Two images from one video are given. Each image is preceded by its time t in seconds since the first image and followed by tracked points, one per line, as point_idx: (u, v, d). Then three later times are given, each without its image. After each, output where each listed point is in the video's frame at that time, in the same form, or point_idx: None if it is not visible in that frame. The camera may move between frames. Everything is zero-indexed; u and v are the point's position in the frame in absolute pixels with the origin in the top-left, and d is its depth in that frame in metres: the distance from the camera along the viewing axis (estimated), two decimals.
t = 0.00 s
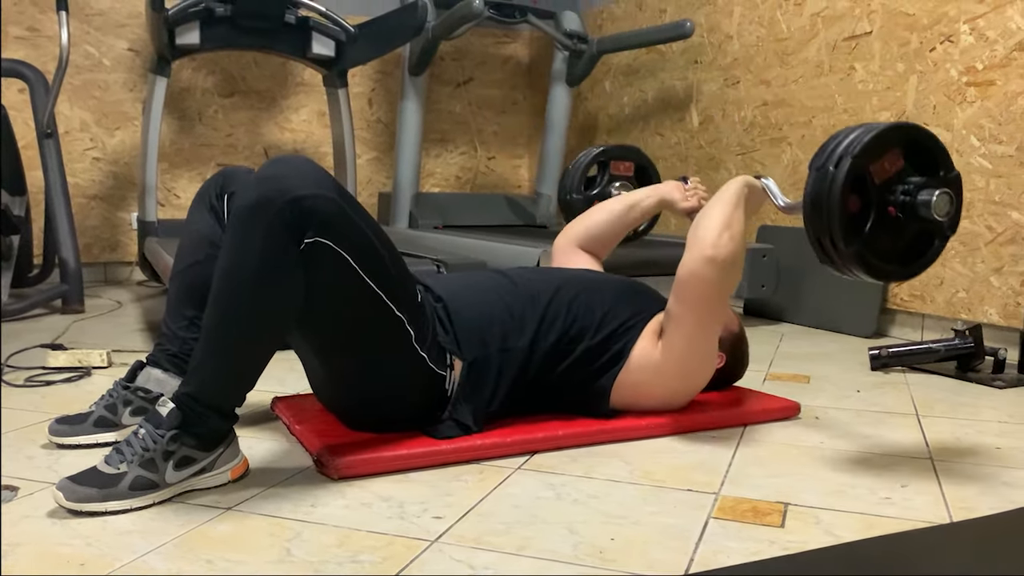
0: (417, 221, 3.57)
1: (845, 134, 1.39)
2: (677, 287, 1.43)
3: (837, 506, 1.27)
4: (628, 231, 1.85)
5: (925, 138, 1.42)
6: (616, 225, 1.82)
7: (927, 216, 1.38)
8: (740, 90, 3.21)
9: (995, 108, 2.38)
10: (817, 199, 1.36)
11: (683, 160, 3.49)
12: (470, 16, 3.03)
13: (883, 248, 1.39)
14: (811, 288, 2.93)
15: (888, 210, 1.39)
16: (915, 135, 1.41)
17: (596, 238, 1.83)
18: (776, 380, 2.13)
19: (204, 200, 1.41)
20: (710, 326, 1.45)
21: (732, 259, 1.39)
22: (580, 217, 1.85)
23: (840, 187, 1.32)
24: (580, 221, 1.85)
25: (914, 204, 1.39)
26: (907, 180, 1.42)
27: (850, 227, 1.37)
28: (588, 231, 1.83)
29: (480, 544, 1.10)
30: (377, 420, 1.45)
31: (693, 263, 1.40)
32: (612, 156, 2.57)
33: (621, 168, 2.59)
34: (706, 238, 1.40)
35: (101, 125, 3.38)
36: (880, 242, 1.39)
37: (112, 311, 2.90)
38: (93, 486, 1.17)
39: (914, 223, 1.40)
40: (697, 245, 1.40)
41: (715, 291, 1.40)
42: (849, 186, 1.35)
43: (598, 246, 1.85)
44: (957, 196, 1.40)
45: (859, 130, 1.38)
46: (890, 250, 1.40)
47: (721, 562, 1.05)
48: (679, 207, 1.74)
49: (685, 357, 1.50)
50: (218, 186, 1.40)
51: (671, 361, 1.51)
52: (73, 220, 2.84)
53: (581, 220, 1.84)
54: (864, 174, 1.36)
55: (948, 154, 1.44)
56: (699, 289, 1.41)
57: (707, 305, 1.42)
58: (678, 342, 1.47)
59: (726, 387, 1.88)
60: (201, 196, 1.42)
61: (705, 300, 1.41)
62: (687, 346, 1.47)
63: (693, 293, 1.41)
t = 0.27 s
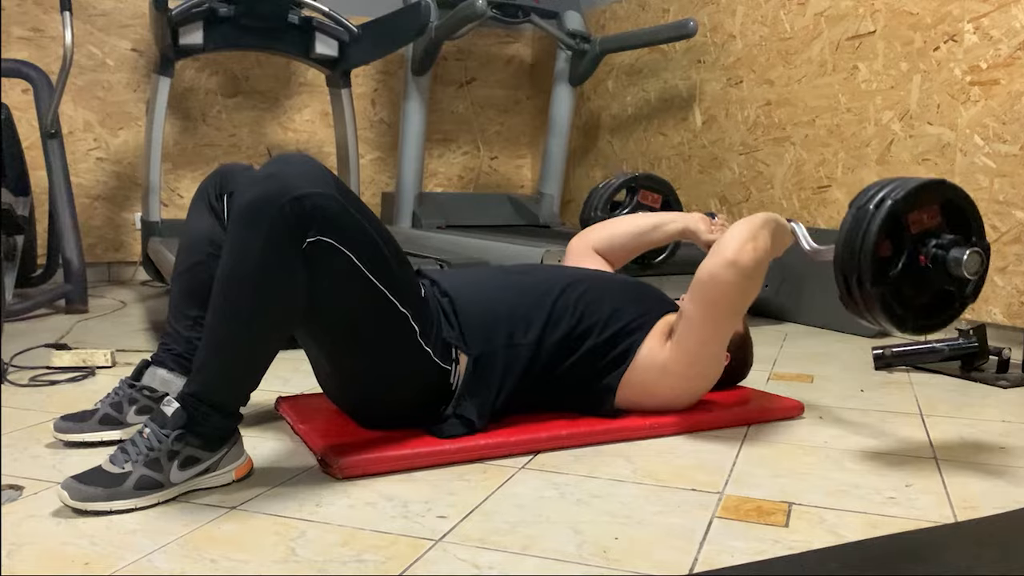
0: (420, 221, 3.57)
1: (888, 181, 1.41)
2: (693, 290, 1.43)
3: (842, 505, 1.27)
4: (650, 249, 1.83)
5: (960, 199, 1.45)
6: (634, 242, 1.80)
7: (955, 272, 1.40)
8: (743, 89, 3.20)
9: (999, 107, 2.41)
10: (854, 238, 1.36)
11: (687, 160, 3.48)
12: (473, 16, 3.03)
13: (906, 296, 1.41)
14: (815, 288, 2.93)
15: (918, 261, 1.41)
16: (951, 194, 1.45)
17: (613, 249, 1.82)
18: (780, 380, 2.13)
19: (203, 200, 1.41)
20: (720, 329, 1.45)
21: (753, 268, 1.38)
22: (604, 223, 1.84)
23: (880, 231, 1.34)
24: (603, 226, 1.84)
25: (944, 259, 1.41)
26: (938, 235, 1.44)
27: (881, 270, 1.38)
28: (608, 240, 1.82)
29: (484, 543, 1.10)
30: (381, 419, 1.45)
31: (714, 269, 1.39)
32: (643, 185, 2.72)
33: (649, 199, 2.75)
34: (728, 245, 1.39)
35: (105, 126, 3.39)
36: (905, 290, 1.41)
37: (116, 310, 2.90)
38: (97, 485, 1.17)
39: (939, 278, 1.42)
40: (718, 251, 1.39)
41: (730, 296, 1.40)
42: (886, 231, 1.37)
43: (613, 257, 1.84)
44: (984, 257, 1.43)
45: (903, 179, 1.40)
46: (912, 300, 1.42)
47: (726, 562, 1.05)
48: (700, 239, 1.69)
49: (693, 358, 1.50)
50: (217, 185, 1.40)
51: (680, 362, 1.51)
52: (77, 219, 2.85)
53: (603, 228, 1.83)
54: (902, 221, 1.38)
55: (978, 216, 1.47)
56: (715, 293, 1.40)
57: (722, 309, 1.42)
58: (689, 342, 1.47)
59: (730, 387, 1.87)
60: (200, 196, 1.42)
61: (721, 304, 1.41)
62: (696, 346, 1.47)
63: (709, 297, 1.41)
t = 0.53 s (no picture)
0: (423, 219, 3.57)
1: (908, 228, 1.44)
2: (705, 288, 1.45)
3: (845, 503, 1.27)
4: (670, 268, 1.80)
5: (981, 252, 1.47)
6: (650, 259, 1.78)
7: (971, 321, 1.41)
8: (746, 87, 3.20)
9: (1003, 105, 2.39)
10: (870, 278, 1.40)
11: (689, 158, 3.48)
12: (477, 14, 3.02)
13: (920, 340, 1.42)
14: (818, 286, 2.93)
15: (934, 306, 1.42)
16: (972, 245, 1.47)
17: (628, 259, 1.79)
18: (783, 378, 2.13)
19: (205, 198, 1.41)
20: (728, 332, 1.46)
21: (767, 270, 1.40)
22: (628, 233, 1.82)
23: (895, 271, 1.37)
24: (626, 235, 1.82)
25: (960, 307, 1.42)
26: (957, 284, 1.46)
27: (896, 310, 1.40)
28: (627, 249, 1.79)
29: (487, 541, 1.10)
30: (386, 415, 1.45)
31: (730, 270, 1.41)
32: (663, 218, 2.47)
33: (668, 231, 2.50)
34: (747, 249, 1.41)
35: (108, 124, 3.39)
36: (920, 334, 1.42)
37: (118, 308, 2.91)
38: (101, 482, 1.17)
39: (955, 325, 1.43)
40: (736, 254, 1.41)
41: (743, 298, 1.41)
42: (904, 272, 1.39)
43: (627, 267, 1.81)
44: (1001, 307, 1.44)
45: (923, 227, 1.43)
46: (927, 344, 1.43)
47: (729, 560, 1.05)
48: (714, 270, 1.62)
49: (700, 358, 1.50)
50: (218, 183, 1.40)
51: (685, 361, 1.51)
52: (80, 218, 2.85)
53: (625, 237, 1.81)
54: (920, 265, 1.40)
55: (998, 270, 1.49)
56: (726, 292, 1.41)
57: (734, 310, 1.43)
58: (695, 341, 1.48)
59: (733, 386, 1.87)
60: (202, 195, 1.41)
61: (733, 305, 1.42)
62: (703, 345, 1.48)
63: (721, 298, 1.42)
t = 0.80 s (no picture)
0: (423, 218, 3.57)
1: (895, 231, 1.44)
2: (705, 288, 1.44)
3: (844, 504, 1.27)
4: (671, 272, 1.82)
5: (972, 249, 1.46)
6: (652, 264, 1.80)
7: (963, 321, 1.39)
8: (747, 87, 3.20)
9: (1004, 105, 2.38)
10: (859, 282, 1.39)
11: (690, 158, 3.48)
12: (478, 12, 3.02)
13: (912, 344, 1.42)
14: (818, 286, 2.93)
15: (926, 307, 1.42)
16: (961, 244, 1.46)
17: (630, 261, 1.80)
18: (783, 378, 2.13)
19: (207, 197, 1.41)
20: (728, 332, 1.46)
21: (768, 270, 1.40)
22: (629, 234, 1.82)
23: (884, 274, 1.36)
24: (628, 236, 1.82)
25: (952, 307, 1.40)
26: (947, 284, 1.44)
27: (886, 313, 1.39)
28: (629, 251, 1.80)
29: (487, 540, 1.10)
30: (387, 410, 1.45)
31: (730, 269, 1.40)
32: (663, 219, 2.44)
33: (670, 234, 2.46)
34: (748, 247, 1.41)
35: (109, 121, 3.39)
36: (911, 337, 1.42)
37: (119, 306, 2.91)
38: (104, 479, 1.17)
39: (947, 326, 1.42)
40: (736, 253, 1.41)
41: (743, 298, 1.41)
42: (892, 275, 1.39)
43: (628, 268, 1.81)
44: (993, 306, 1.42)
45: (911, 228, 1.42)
46: (919, 346, 1.43)
47: (728, 560, 1.05)
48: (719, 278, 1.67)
49: (701, 358, 1.50)
50: (220, 181, 1.40)
51: (686, 361, 1.51)
52: (80, 215, 2.85)
53: (626, 239, 1.82)
54: (909, 267, 1.40)
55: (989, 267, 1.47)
56: (728, 292, 1.41)
57: (735, 310, 1.43)
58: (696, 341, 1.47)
59: (733, 386, 1.87)
60: (203, 194, 1.42)
61: (735, 305, 1.42)
62: (703, 346, 1.47)
63: (721, 297, 1.42)
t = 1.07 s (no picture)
0: (422, 217, 3.58)
1: (823, 188, 1.35)
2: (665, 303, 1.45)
3: (841, 504, 1.27)
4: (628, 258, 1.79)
5: (907, 192, 1.37)
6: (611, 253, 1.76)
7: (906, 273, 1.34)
8: (745, 87, 3.20)
9: (1001, 106, 2.38)
10: (793, 256, 1.31)
11: (689, 158, 3.49)
12: (477, 12, 3.02)
13: (860, 306, 1.36)
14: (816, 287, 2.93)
15: (867, 266, 1.35)
16: (893, 187, 1.37)
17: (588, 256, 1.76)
18: (780, 378, 2.13)
19: (205, 197, 1.41)
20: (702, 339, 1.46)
21: (714, 276, 1.39)
22: (577, 232, 1.78)
23: (818, 248, 1.28)
24: (577, 236, 1.78)
25: (893, 260, 1.35)
26: (884, 233, 1.37)
27: (829, 285, 1.32)
28: (583, 246, 1.77)
29: (485, 540, 1.10)
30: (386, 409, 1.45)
31: (677, 281, 1.41)
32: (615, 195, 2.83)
33: (625, 204, 2.86)
34: (686, 257, 1.41)
35: (107, 120, 3.39)
36: (858, 299, 1.35)
37: (117, 304, 2.91)
38: (100, 479, 1.18)
39: (891, 279, 1.36)
40: (677, 264, 1.42)
41: (700, 306, 1.41)
42: (827, 244, 1.31)
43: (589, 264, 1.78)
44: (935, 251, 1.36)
45: (840, 184, 1.33)
46: (868, 307, 1.37)
47: (726, 560, 1.06)
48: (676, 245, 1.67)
49: (682, 364, 1.50)
50: (219, 181, 1.41)
51: (673, 367, 1.51)
52: (78, 213, 2.85)
53: (577, 237, 1.78)
54: (841, 230, 1.32)
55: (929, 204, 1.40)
56: (685, 303, 1.42)
57: (698, 318, 1.42)
58: (676, 350, 1.47)
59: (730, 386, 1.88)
60: (202, 194, 1.42)
61: (694, 315, 1.42)
62: (681, 354, 1.48)
63: (682, 308, 1.42)
